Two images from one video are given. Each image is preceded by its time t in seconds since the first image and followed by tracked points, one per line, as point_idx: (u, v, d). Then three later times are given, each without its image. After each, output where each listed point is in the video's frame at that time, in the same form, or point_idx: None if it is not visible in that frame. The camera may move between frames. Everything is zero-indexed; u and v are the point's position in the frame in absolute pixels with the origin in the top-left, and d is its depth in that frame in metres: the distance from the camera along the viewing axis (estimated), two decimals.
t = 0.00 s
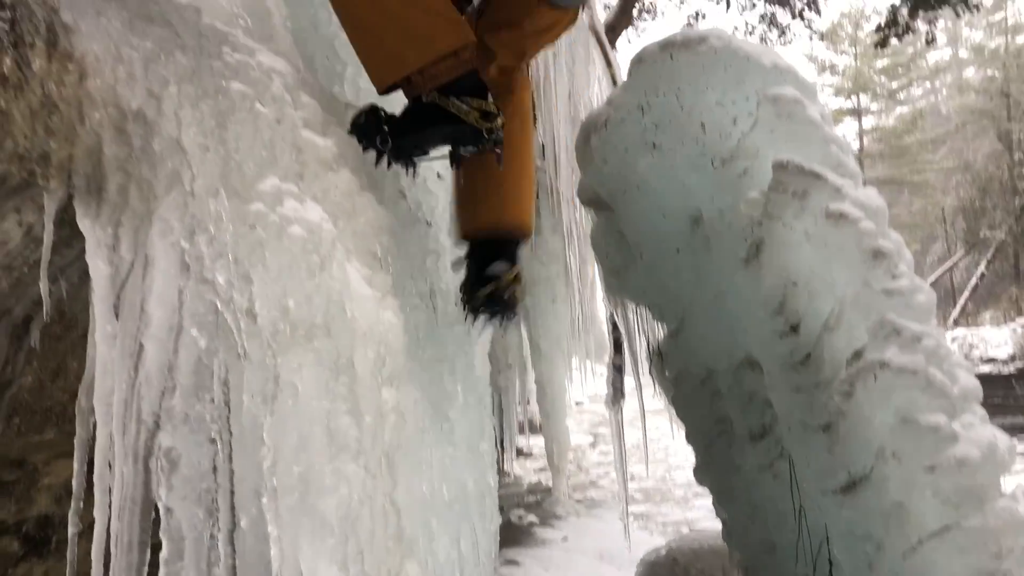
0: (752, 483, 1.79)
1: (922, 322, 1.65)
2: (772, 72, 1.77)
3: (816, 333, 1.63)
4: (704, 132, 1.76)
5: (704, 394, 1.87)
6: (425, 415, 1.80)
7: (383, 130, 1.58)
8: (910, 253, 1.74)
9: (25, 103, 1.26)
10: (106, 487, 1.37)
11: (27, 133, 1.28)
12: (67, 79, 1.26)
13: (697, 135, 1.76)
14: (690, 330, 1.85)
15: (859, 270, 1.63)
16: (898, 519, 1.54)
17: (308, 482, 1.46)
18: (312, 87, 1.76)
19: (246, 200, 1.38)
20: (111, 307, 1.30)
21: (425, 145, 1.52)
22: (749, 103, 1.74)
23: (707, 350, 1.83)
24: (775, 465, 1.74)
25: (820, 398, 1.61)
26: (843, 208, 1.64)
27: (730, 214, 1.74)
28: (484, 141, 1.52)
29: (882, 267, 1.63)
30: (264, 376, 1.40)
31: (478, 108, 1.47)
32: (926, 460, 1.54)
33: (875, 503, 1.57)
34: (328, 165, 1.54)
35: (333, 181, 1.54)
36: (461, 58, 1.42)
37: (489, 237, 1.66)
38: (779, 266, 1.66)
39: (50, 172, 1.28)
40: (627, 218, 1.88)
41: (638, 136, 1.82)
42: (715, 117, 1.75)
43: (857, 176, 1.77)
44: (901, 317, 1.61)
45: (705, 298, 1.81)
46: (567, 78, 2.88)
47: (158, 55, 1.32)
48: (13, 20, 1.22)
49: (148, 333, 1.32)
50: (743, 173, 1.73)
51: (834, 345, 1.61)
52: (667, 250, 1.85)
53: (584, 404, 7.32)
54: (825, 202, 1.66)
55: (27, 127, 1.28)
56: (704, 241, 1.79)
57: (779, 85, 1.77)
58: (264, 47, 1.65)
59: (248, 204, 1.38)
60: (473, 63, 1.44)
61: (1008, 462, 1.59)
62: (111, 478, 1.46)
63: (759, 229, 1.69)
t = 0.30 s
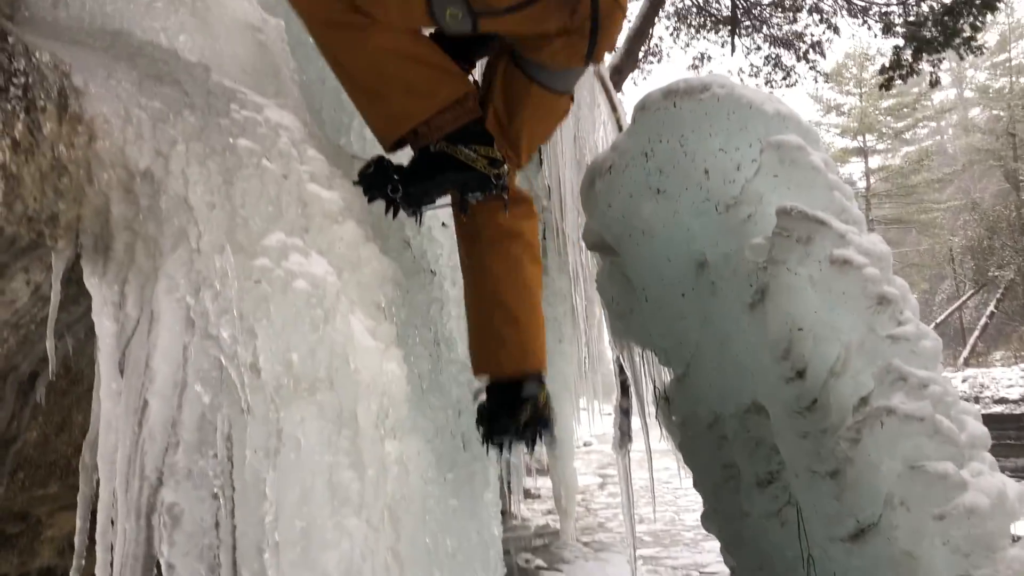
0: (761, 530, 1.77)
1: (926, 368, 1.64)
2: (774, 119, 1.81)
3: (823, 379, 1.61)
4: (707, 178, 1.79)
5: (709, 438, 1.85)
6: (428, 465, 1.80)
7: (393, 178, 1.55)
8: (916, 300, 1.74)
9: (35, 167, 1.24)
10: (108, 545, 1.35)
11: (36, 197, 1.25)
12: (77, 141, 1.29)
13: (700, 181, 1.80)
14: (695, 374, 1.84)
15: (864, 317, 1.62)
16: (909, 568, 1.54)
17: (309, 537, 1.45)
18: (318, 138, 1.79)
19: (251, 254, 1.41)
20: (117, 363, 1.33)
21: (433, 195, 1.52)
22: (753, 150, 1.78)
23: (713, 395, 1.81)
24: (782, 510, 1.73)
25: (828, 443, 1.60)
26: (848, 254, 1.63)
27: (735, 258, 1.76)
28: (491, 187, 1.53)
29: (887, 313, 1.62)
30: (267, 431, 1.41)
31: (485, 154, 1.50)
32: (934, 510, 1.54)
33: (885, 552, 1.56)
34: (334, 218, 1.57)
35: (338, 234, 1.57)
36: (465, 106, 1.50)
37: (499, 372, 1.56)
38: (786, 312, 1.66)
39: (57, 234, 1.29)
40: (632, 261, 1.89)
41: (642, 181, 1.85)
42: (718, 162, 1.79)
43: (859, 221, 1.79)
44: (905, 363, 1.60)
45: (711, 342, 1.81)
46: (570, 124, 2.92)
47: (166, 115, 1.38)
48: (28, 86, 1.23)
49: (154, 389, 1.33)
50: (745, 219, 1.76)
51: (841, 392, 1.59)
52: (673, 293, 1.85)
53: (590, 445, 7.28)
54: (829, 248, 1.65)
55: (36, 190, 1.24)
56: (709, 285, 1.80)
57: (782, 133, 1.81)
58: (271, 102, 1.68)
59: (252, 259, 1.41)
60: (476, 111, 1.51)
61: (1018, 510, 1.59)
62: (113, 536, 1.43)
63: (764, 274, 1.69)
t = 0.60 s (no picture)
0: (767, 565, 1.76)
1: (931, 400, 1.62)
2: (773, 152, 1.82)
3: (827, 413, 1.60)
4: (707, 212, 1.82)
5: (714, 472, 1.84)
6: (428, 508, 1.80)
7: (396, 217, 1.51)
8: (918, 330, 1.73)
9: (33, 223, 1.24)
10: None
11: (34, 253, 1.24)
12: (75, 196, 1.28)
13: (701, 215, 1.83)
14: (700, 407, 1.85)
15: (867, 350, 1.60)
16: None
17: None
18: (319, 180, 1.79)
19: (249, 301, 1.41)
20: (114, 416, 1.30)
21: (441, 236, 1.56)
22: (752, 183, 1.81)
23: (716, 428, 1.81)
24: (790, 545, 1.70)
25: (833, 476, 1.58)
26: (849, 286, 1.61)
27: (737, 291, 1.76)
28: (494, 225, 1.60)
29: (891, 345, 1.60)
30: (266, 480, 1.39)
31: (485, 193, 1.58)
32: (943, 544, 1.50)
33: None
34: (333, 261, 1.60)
35: (337, 278, 1.59)
36: (464, 147, 1.56)
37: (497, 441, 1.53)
38: (789, 344, 1.65)
39: (55, 288, 1.27)
40: (633, 296, 1.92)
41: (642, 216, 1.89)
42: (717, 197, 1.82)
43: (860, 253, 1.77)
44: (910, 396, 1.57)
45: (715, 375, 1.81)
46: (572, 158, 2.92)
47: (163, 167, 1.38)
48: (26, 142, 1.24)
49: (151, 441, 1.33)
50: (746, 252, 1.75)
51: (845, 426, 1.57)
52: (677, 327, 1.86)
53: (597, 474, 7.24)
54: (831, 280, 1.64)
55: (34, 247, 1.24)
56: (711, 318, 1.81)
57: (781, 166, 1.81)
58: (271, 146, 1.70)
59: (251, 306, 1.42)
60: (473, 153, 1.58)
61: None
62: None
63: (766, 306, 1.69)
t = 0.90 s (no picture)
0: None
1: (933, 436, 1.61)
2: (770, 189, 1.82)
3: (828, 448, 1.60)
4: (706, 247, 1.81)
5: (716, 507, 1.81)
6: (429, 549, 1.80)
7: (398, 260, 1.55)
8: (920, 364, 1.73)
9: (35, 276, 1.16)
10: None
11: (36, 306, 1.16)
12: (77, 248, 1.23)
13: (699, 250, 1.81)
14: (701, 442, 1.81)
15: (867, 385, 1.62)
16: None
17: None
18: (317, 224, 1.82)
19: (249, 348, 1.43)
20: (114, 466, 1.24)
21: (439, 277, 1.55)
22: (750, 219, 1.79)
23: (718, 464, 1.78)
24: None
25: (836, 512, 1.57)
26: (849, 321, 1.64)
27: (736, 327, 1.77)
28: (495, 270, 1.56)
29: (891, 380, 1.62)
30: (266, 528, 1.42)
31: (488, 238, 1.56)
32: None
33: None
34: (333, 305, 1.62)
35: (338, 321, 1.61)
36: (466, 190, 1.55)
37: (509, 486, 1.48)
38: (790, 379, 1.67)
39: (58, 341, 1.19)
40: (633, 331, 1.89)
41: (642, 251, 1.86)
42: (715, 232, 1.80)
43: (859, 288, 1.79)
44: (912, 432, 1.58)
45: (716, 408, 1.79)
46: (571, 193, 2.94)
47: (165, 216, 1.37)
48: (28, 196, 1.17)
49: (151, 490, 1.28)
50: (745, 287, 1.76)
51: (847, 461, 1.57)
52: (677, 362, 1.84)
53: (599, 506, 7.20)
54: (830, 315, 1.67)
55: (36, 300, 1.16)
56: (711, 353, 1.80)
57: (779, 202, 1.81)
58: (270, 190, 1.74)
59: (251, 353, 1.44)
60: (476, 197, 1.56)
61: None
62: None
63: (766, 341, 1.71)
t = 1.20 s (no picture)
0: None
1: (933, 480, 1.59)
2: (766, 232, 1.85)
3: (828, 491, 1.59)
4: (703, 290, 1.82)
5: (716, 553, 1.78)
6: None
7: (397, 309, 1.59)
8: (917, 407, 1.74)
9: (36, 326, 1.16)
10: None
11: (37, 356, 1.16)
12: (78, 297, 1.23)
13: (696, 293, 1.83)
14: (701, 487, 1.79)
15: (865, 428, 1.61)
16: None
17: None
18: (316, 269, 1.83)
19: (248, 397, 1.43)
20: (111, 518, 1.22)
21: (438, 325, 1.56)
22: (745, 262, 1.82)
23: (719, 508, 1.76)
24: None
25: (836, 556, 1.57)
26: (846, 364, 1.64)
27: (733, 369, 1.76)
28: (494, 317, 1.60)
29: (889, 424, 1.61)
30: None
31: (488, 287, 1.59)
32: None
33: None
34: (331, 351, 1.62)
35: (335, 367, 1.61)
36: (466, 240, 1.59)
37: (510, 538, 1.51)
38: (788, 423, 1.64)
39: (56, 391, 1.18)
40: (630, 372, 1.88)
41: (639, 293, 1.88)
42: (712, 275, 1.83)
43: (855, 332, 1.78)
44: (911, 475, 1.56)
45: (715, 452, 1.77)
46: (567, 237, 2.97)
47: (166, 264, 1.37)
48: (30, 247, 1.18)
49: (149, 542, 1.25)
50: (742, 329, 1.77)
51: (847, 504, 1.56)
52: (675, 405, 1.83)
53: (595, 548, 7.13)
54: (827, 358, 1.66)
55: (36, 350, 1.16)
56: (709, 396, 1.79)
57: (775, 246, 1.84)
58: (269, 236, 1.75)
59: (249, 402, 1.43)
60: (475, 246, 1.60)
61: None
62: None
63: (763, 383, 1.69)
